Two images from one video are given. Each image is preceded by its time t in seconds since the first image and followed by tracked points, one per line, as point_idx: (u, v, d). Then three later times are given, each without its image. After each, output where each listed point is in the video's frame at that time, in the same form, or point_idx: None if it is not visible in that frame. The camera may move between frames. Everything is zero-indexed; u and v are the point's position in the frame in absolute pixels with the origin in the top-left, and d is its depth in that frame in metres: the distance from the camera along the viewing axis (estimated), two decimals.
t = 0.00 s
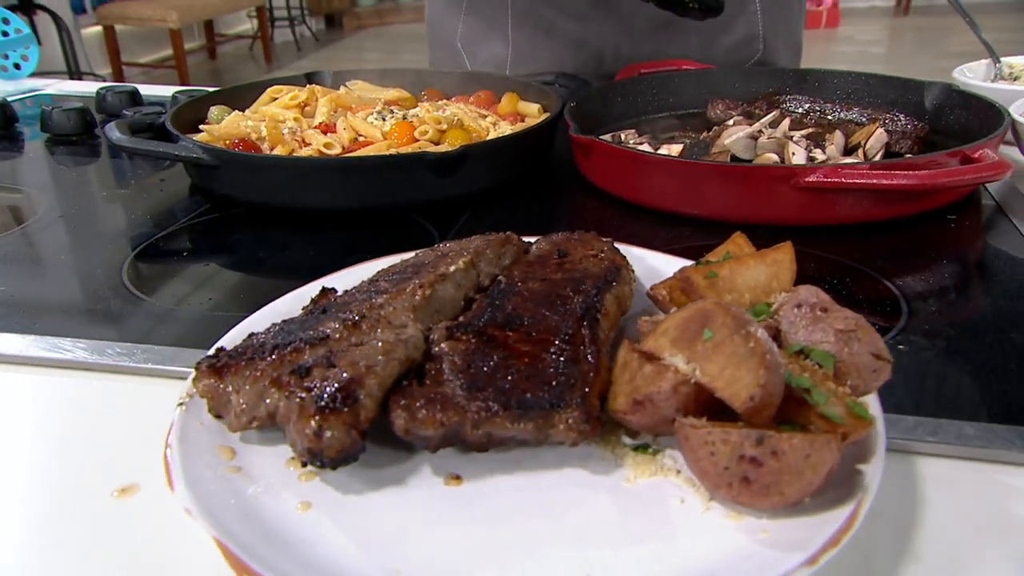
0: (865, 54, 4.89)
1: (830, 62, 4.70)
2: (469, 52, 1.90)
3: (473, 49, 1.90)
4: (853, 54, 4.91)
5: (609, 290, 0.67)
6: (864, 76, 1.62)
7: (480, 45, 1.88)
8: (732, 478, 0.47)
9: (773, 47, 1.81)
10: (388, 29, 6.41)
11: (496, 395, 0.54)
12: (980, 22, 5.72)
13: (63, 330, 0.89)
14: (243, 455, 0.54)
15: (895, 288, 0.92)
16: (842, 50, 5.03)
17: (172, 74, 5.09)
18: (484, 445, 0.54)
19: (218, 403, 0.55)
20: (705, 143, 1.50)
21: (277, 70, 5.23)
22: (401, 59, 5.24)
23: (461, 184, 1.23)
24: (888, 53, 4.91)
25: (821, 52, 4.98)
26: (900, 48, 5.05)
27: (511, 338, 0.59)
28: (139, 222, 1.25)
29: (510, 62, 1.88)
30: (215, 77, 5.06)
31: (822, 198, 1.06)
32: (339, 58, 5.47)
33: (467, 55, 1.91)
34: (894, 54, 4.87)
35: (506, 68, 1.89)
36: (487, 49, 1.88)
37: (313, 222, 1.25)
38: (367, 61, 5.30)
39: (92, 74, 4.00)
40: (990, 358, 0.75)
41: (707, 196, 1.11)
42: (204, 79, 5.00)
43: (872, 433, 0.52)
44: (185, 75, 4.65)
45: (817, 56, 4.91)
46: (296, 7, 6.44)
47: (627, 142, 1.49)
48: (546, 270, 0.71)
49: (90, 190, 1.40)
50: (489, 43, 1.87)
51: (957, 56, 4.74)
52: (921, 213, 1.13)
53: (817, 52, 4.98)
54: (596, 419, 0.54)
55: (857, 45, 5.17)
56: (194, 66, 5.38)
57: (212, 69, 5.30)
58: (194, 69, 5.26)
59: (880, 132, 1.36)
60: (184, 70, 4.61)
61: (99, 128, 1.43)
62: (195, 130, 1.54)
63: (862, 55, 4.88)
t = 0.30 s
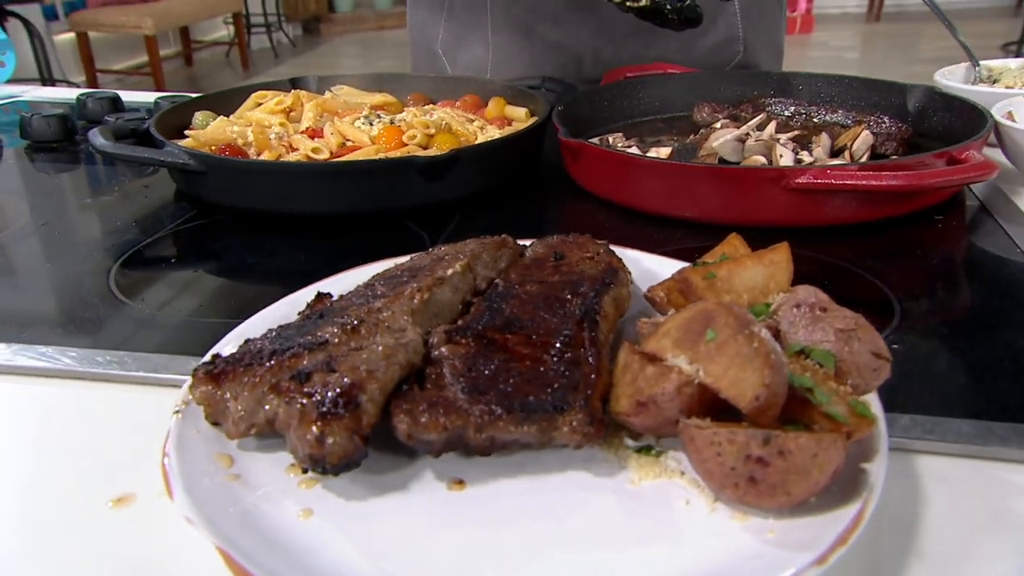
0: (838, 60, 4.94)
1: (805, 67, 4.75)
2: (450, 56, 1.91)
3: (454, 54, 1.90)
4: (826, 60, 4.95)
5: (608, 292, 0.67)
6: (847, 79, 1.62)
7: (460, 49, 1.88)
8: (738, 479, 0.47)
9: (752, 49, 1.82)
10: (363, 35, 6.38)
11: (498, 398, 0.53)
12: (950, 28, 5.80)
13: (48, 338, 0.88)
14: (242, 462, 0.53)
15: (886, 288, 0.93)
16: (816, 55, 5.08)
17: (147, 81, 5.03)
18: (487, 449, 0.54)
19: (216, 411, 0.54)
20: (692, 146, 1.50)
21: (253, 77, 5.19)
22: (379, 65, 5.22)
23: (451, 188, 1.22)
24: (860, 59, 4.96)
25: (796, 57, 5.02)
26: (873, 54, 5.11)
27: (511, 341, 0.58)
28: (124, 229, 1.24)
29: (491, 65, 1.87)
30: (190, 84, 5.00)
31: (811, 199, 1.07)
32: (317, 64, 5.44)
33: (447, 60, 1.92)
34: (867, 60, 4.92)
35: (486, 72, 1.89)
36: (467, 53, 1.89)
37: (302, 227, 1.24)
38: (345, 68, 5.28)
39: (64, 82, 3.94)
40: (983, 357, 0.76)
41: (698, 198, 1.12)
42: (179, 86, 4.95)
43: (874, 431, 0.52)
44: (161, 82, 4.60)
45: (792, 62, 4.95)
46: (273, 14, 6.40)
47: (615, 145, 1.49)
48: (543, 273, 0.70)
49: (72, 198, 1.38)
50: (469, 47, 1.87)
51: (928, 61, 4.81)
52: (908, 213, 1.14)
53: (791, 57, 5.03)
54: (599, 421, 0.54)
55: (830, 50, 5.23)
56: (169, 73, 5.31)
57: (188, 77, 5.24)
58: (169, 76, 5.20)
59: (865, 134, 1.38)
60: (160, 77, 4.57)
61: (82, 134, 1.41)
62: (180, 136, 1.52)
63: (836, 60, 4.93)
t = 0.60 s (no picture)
0: (811, 64, 5.00)
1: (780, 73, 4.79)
2: (439, 62, 1.89)
3: (444, 60, 1.89)
4: (799, 65, 5.01)
5: (599, 293, 0.67)
6: (826, 82, 1.64)
7: (450, 56, 1.87)
8: (734, 477, 0.47)
9: (735, 54, 1.83)
10: (341, 41, 6.36)
11: (493, 400, 0.53)
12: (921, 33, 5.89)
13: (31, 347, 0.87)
14: (235, 468, 0.53)
15: (870, 288, 0.94)
16: (790, 60, 5.14)
17: (122, 87, 4.97)
18: (482, 450, 0.54)
19: (208, 416, 0.53)
20: (676, 149, 1.52)
21: (230, 83, 5.14)
22: (356, 71, 5.20)
23: (437, 192, 1.22)
24: (833, 64, 5.03)
25: (770, 62, 5.07)
26: (845, 59, 5.17)
27: (504, 343, 0.58)
28: (106, 236, 1.22)
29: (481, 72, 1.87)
30: (166, 90, 4.95)
31: (794, 200, 1.08)
32: (293, 70, 5.42)
33: (435, 66, 1.90)
34: (839, 65, 4.98)
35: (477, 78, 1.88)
36: (457, 59, 1.88)
37: (287, 232, 1.23)
38: (321, 73, 5.26)
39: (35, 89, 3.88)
40: (967, 354, 0.77)
41: (682, 200, 1.12)
42: (155, 92, 4.90)
43: (865, 428, 0.52)
44: (136, 89, 4.54)
45: (766, 66, 5.00)
46: (249, 20, 6.36)
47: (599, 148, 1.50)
48: (533, 274, 0.70)
49: (52, 205, 1.36)
50: (458, 54, 1.86)
51: (899, 66, 4.88)
52: (889, 214, 1.16)
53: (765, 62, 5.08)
54: (593, 422, 0.54)
55: (803, 55, 5.28)
56: (144, 80, 5.26)
57: (163, 83, 5.19)
58: (144, 83, 5.15)
59: (846, 136, 1.40)
60: (135, 83, 4.52)
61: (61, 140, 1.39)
62: (161, 141, 1.51)
63: (810, 65, 4.99)
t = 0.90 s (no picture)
0: (785, 68, 5.06)
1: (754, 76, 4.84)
2: (419, 64, 1.89)
3: (423, 62, 1.89)
4: (773, 69, 5.06)
5: (584, 295, 0.67)
6: (804, 85, 1.66)
7: (431, 58, 1.88)
8: (723, 476, 0.48)
9: (715, 58, 1.84)
10: (317, 46, 6.32)
11: (481, 403, 0.53)
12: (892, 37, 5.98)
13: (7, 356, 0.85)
14: (222, 475, 0.53)
15: (850, 288, 0.95)
16: (764, 64, 5.19)
17: (94, 93, 4.91)
18: (471, 454, 0.54)
19: (193, 423, 0.53)
20: (656, 151, 1.53)
21: (205, 88, 5.10)
22: (332, 76, 5.18)
23: (419, 196, 1.22)
24: (805, 67, 5.09)
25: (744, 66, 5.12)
26: (818, 63, 5.24)
27: (491, 345, 0.58)
28: (83, 242, 1.20)
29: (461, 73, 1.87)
30: (140, 95, 4.90)
31: (774, 201, 1.09)
32: (269, 75, 5.38)
33: (415, 68, 1.90)
34: (812, 69, 5.04)
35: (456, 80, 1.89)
36: (437, 62, 1.88)
37: (268, 237, 1.22)
38: (297, 78, 5.23)
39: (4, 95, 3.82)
40: (946, 352, 0.78)
41: (663, 202, 1.13)
42: (128, 98, 4.85)
43: (850, 427, 0.53)
44: (108, 94, 4.49)
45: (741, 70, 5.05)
46: (223, 24, 6.31)
47: (581, 151, 1.50)
48: (518, 276, 0.70)
49: (27, 211, 1.33)
50: (439, 56, 1.87)
51: (871, 69, 4.94)
52: (867, 214, 1.18)
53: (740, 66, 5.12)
54: (582, 423, 0.54)
55: (777, 59, 5.34)
56: (117, 85, 5.20)
57: (137, 88, 5.13)
58: (117, 88, 5.09)
59: (824, 138, 1.41)
60: (107, 89, 4.46)
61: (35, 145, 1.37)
62: (138, 146, 1.49)
63: (783, 69, 5.04)
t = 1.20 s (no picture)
0: (760, 70, 5.10)
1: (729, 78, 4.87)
2: (388, 61, 1.87)
3: (392, 60, 1.87)
4: (749, 70, 5.11)
5: (571, 296, 0.67)
6: (782, 87, 1.67)
7: (398, 55, 1.86)
8: (712, 476, 0.48)
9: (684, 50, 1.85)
10: (293, 49, 6.28)
11: (470, 406, 0.53)
12: (864, 39, 6.06)
13: None
14: (207, 483, 0.52)
15: (832, 287, 0.96)
16: (739, 66, 5.23)
17: (65, 97, 4.84)
18: (460, 458, 0.53)
19: (178, 429, 0.52)
20: (638, 153, 1.53)
21: (179, 91, 5.04)
22: (309, 79, 5.15)
23: (402, 198, 1.21)
24: (780, 69, 5.14)
25: (720, 68, 5.16)
26: (793, 65, 5.29)
27: (478, 348, 0.58)
28: (59, 248, 1.18)
29: (428, 69, 1.85)
30: (112, 99, 4.83)
31: (755, 202, 1.10)
32: (245, 78, 5.34)
33: (384, 66, 1.89)
34: (787, 70, 5.09)
35: (425, 77, 1.87)
36: (404, 59, 1.86)
37: (248, 241, 1.21)
38: (273, 82, 5.20)
39: None
40: (928, 350, 0.79)
41: (646, 203, 1.14)
42: (100, 102, 4.78)
43: (837, 425, 0.53)
44: (80, 98, 4.43)
45: (716, 72, 5.09)
46: (197, 27, 6.25)
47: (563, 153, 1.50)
48: (504, 278, 0.70)
49: None
50: (406, 52, 1.85)
51: (845, 71, 5.00)
52: (847, 214, 1.19)
53: (716, 68, 5.16)
54: (571, 425, 0.54)
55: (752, 61, 5.39)
56: (89, 88, 5.13)
57: (110, 92, 5.06)
58: (89, 92, 5.02)
59: (803, 138, 1.43)
60: (79, 92, 4.40)
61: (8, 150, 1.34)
62: (114, 150, 1.47)
63: (758, 70, 5.08)
